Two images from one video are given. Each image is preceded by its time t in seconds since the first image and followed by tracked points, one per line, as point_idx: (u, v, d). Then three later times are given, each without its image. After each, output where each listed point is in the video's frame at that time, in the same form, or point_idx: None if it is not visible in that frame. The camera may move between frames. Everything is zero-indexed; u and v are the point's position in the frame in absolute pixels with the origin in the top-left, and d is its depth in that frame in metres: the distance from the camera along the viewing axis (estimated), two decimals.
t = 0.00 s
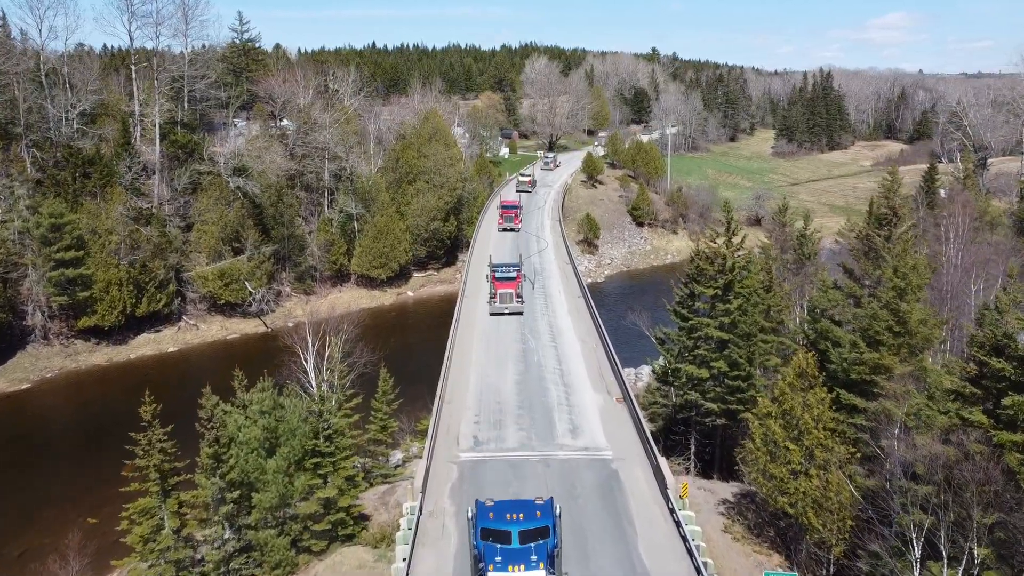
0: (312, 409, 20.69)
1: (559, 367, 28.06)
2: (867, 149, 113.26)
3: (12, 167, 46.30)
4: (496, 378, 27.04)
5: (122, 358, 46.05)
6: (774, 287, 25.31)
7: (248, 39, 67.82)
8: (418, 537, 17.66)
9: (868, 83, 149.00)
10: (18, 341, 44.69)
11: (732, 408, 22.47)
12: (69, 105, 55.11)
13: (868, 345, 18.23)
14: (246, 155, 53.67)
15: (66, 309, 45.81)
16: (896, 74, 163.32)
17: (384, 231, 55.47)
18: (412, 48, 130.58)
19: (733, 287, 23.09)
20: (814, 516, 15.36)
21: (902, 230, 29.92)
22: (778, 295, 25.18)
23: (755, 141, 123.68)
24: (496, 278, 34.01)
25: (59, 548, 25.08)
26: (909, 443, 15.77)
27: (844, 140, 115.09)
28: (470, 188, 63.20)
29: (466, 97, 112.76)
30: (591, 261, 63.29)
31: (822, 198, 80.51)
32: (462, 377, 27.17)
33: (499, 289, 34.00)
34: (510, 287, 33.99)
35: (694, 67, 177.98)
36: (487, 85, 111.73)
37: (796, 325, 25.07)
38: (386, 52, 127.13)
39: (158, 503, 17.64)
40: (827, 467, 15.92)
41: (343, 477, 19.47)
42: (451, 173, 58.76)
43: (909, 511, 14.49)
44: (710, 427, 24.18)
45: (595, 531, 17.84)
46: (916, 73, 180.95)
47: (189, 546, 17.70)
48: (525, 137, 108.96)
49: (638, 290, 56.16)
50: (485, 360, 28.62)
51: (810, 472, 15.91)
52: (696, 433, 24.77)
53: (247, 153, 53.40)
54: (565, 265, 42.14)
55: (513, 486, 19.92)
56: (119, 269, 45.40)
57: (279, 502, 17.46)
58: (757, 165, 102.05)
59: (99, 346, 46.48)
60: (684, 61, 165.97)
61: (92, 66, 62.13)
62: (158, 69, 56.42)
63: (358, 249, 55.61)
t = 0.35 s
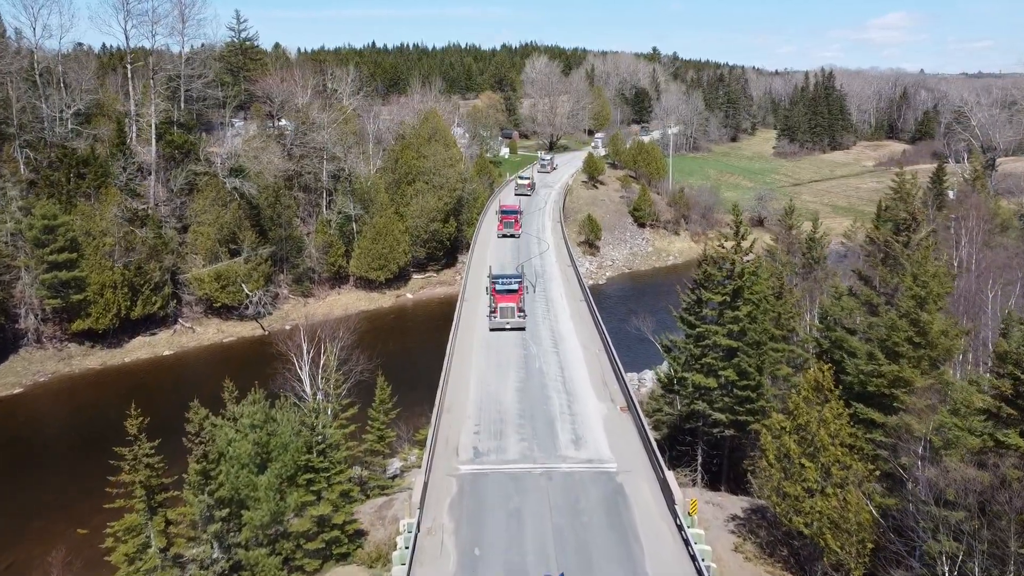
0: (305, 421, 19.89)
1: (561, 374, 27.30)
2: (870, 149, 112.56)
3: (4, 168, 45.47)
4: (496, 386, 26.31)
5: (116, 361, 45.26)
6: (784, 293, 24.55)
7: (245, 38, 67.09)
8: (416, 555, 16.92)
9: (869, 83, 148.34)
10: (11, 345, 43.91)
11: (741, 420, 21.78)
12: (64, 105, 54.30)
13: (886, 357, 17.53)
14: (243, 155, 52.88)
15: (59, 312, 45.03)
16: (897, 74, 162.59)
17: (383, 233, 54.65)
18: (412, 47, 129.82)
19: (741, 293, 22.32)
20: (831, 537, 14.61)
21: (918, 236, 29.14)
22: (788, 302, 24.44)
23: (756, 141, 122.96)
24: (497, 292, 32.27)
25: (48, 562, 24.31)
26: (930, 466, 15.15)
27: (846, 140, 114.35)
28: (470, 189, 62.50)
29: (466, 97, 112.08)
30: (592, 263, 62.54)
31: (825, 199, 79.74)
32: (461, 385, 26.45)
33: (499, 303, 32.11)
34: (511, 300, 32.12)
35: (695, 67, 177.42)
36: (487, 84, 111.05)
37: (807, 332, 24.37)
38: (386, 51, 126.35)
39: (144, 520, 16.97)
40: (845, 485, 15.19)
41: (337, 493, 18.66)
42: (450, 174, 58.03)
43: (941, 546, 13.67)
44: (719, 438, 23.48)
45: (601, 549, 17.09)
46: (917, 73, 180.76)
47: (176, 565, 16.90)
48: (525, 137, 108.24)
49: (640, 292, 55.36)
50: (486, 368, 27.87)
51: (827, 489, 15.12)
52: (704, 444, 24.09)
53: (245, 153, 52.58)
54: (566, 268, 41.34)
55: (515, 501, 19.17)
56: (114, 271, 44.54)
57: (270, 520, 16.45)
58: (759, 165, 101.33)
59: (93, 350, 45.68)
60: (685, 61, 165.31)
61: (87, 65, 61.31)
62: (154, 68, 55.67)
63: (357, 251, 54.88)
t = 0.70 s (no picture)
0: (298, 434, 19.09)
1: (564, 382, 26.51)
2: (873, 149, 111.79)
3: None
4: (497, 394, 25.54)
5: (111, 364, 44.49)
6: (795, 299, 23.80)
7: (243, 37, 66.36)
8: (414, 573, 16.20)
9: (871, 82, 147.58)
10: (3, 349, 43.14)
11: (751, 431, 20.99)
12: (58, 105, 53.48)
13: (908, 370, 17.19)
14: (240, 155, 52.09)
15: (53, 315, 44.29)
16: (899, 73, 161.78)
17: (382, 234, 53.87)
18: (411, 47, 129.09)
19: (751, 299, 21.57)
20: (852, 559, 13.79)
21: (931, 240, 28.33)
22: (799, 309, 23.69)
23: (758, 141, 122.27)
24: (498, 306, 30.35)
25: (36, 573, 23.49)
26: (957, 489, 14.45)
27: (848, 140, 113.65)
28: (470, 189, 61.79)
29: (466, 96, 111.41)
30: (594, 264, 61.82)
31: (828, 199, 78.98)
32: (461, 393, 25.67)
33: (501, 318, 30.03)
34: (513, 315, 30.09)
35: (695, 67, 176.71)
36: (488, 84, 110.96)
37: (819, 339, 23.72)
38: (386, 51, 125.66)
39: (130, 539, 16.35)
40: (865, 504, 14.43)
41: (331, 510, 17.85)
42: (450, 174, 57.29)
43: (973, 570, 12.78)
44: (727, 449, 22.77)
45: (607, 567, 16.31)
46: (918, 73, 180.08)
47: None
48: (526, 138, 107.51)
49: (642, 294, 54.62)
50: (486, 375, 27.11)
51: (846, 509, 14.35)
52: (712, 455, 23.40)
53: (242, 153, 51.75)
54: (568, 271, 40.51)
55: (517, 516, 18.40)
56: (108, 274, 43.76)
57: (260, 540, 15.45)
58: (761, 166, 100.65)
59: (88, 353, 44.93)
60: (686, 61, 164.55)
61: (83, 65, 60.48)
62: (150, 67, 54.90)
63: (355, 252, 54.16)
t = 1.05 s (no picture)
0: (290, 449, 18.25)
1: (567, 391, 25.65)
2: (876, 150, 110.92)
3: None
4: (498, 404, 24.67)
5: (104, 369, 43.58)
6: (807, 307, 22.95)
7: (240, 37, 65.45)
8: None
9: (873, 82, 146.68)
10: None
11: (762, 444, 20.17)
12: (52, 104, 52.57)
13: (932, 384, 16.51)
14: (237, 156, 51.21)
15: (46, 318, 43.50)
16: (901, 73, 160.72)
17: (381, 236, 53.02)
18: (411, 47, 128.18)
19: (762, 307, 20.74)
20: None
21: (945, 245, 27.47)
22: (812, 316, 22.85)
23: (760, 141, 121.42)
24: (499, 323, 27.86)
25: None
26: (991, 511, 14.54)
27: (851, 141, 112.83)
28: (470, 190, 60.96)
29: (466, 96, 110.57)
30: (596, 267, 60.97)
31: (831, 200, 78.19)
32: (461, 403, 24.82)
33: (502, 337, 27.60)
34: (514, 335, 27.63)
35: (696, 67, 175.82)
36: (488, 83, 110.30)
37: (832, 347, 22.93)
38: (385, 51, 124.74)
39: (112, 562, 15.42)
40: (890, 529, 13.62)
41: (324, 530, 16.95)
42: (450, 175, 56.46)
43: None
44: (738, 463, 21.87)
45: None
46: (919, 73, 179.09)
47: None
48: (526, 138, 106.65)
49: (645, 297, 53.79)
50: (487, 385, 26.24)
51: (869, 533, 13.55)
52: (721, 468, 22.55)
53: (239, 154, 50.91)
54: (570, 275, 39.61)
55: (520, 534, 17.57)
56: (102, 277, 42.92)
57: (250, 562, 14.70)
58: (763, 166, 99.80)
59: (81, 358, 44.05)
60: (687, 61, 163.60)
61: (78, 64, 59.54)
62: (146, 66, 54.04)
63: (354, 254, 53.30)
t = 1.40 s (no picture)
0: (280, 466, 17.36)
1: (570, 401, 24.76)
2: (878, 150, 110.11)
3: None
4: (498, 415, 23.78)
5: (97, 374, 42.69)
6: (822, 316, 22.12)
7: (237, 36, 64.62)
8: None
9: (875, 82, 145.89)
10: None
11: (775, 460, 19.30)
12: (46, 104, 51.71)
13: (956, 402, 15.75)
14: (233, 157, 50.44)
15: (38, 323, 42.59)
16: (903, 73, 159.88)
17: (380, 238, 52.23)
18: (411, 47, 127.44)
19: (774, 316, 19.91)
20: None
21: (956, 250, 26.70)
22: (826, 325, 22.01)
23: (762, 141, 120.66)
24: (499, 344, 26.31)
25: None
26: None
27: (853, 141, 112.01)
28: (470, 192, 60.18)
29: (466, 96, 109.80)
30: (598, 269, 60.15)
31: (835, 201, 77.38)
32: (460, 414, 23.94)
33: (502, 360, 26.01)
34: (515, 356, 26.04)
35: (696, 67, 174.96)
36: (488, 83, 109.91)
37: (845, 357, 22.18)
38: (385, 51, 123.99)
39: None
40: (918, 556, 12.74)
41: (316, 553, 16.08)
42: (449, 176, 55.67)
43: None
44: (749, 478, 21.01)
45: None
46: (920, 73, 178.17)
47: None
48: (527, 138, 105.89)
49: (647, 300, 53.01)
50: (487, 395, 25.35)
51: (897, 561, 12.64)
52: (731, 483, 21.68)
53: (235, 155, 50.13)
54: (573, 279, 38.71)
55: (522, 555, 16.67)
56: (95, 280, 41.99)
57: None
58: (765, 167, 99.04)
59: (74, 363, 43.18)
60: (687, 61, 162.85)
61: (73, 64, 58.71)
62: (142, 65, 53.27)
63: (352, 257, 52.47)
